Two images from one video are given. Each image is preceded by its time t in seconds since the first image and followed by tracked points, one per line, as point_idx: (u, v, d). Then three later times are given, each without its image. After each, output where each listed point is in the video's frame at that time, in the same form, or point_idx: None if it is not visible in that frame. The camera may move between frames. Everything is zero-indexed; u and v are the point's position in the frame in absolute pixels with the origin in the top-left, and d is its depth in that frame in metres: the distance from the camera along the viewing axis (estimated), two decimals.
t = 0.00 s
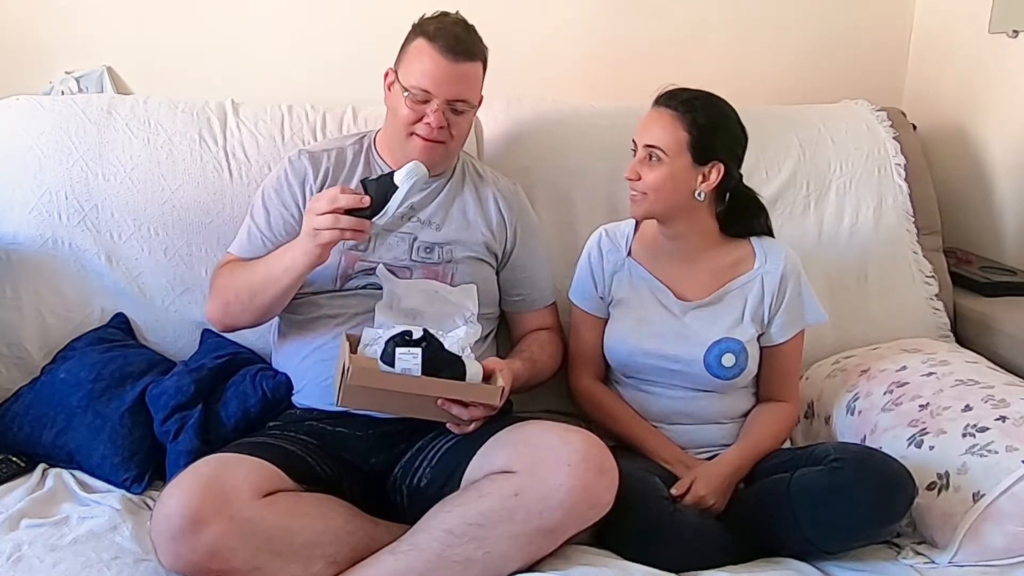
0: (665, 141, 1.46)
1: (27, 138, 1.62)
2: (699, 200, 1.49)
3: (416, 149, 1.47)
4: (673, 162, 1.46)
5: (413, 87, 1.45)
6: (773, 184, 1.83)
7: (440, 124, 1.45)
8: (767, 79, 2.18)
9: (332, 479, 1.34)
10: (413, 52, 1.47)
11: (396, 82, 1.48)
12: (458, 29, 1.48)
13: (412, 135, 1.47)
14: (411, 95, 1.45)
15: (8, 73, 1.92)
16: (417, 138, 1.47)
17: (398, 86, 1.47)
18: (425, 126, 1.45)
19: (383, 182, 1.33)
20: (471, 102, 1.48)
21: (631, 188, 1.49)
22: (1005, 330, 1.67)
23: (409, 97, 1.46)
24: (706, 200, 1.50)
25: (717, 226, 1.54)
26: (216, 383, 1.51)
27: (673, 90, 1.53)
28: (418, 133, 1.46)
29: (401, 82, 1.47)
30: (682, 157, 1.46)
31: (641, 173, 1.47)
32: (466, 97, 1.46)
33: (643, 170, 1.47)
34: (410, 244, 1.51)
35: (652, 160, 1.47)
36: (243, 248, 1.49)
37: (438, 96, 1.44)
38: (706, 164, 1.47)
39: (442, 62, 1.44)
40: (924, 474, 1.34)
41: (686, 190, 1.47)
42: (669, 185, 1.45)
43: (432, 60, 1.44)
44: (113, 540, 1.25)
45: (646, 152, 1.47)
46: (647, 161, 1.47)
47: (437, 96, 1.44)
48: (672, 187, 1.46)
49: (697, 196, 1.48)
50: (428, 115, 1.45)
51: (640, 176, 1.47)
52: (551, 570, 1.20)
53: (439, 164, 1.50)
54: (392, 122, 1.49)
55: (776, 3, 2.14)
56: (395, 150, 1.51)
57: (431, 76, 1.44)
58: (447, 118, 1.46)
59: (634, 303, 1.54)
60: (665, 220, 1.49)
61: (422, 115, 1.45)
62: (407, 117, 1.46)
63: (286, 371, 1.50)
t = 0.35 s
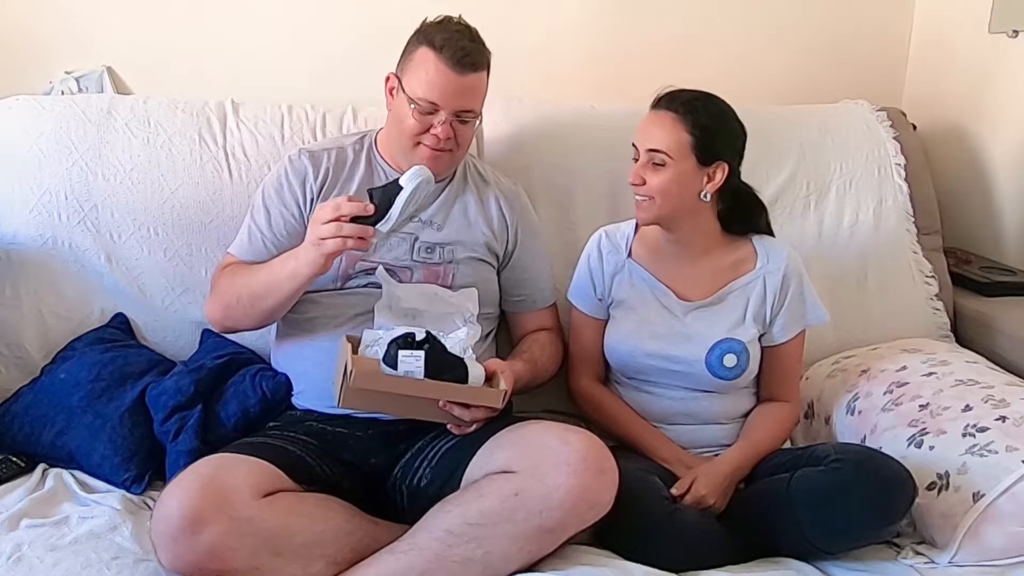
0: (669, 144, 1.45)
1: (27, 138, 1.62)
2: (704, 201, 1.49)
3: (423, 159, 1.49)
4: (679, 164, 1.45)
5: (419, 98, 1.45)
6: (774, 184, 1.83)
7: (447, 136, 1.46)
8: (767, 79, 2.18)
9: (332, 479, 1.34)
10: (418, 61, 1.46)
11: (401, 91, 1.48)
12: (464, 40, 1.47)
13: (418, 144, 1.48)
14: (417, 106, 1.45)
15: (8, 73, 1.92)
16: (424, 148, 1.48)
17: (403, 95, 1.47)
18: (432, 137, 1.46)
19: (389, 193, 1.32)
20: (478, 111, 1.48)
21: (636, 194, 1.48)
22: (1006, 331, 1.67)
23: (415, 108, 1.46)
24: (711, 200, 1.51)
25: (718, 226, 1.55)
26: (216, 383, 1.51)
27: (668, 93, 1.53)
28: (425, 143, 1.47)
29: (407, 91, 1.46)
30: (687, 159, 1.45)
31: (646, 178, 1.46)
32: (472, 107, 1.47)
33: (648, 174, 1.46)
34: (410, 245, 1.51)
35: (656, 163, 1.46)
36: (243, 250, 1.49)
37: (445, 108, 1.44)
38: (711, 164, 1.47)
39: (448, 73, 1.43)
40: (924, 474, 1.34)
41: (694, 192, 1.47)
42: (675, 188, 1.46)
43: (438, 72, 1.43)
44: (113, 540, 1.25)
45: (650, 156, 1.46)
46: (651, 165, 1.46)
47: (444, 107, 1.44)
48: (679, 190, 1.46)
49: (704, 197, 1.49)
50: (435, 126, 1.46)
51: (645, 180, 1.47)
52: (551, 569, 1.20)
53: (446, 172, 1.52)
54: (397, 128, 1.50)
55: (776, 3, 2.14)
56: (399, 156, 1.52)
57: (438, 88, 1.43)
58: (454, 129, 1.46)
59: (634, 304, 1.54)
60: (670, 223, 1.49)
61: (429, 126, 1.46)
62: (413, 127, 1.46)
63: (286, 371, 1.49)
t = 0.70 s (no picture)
0: (670, 149, 1.45)
1: (27, 138, 1.62)
2: (706, 201, 1.50)
3: (434, 158, 1.48)
4: (679, 168, 1.45)
5: (429, 97, 1.45)
6: (773, 184, 1.83)
7: (459, 133, 1.46)
8: (767, 79, 2.18)
9: (332, 479, 1.34)
10: (425, 61, 1.46)
11: (408, 91, 1.47)
12: (470, 38, 1.48)
13: (430, 144, 1.47)
14: (427, 105, 1.45)
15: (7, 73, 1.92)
16: (435, 147, 1.47)
17: (410, 95, 1.47)
18: (444, 136, 1.46)
19: (376, 176, 1.27)
20: (484, 107, 1.49)
21: (637, 199, 1.48)
22: (1006, 331, 1.67)
23: (426, 107, 1.45)
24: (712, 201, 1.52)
25: (717, 225, 1.55)
26: (216, 383, 1.51)
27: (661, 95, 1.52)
28: (437, 142, 1.47)
29: (414, 91, 1.46)
30: (688, 163, 1.46)
31: (647, 184, 1.46)
32: (481, 103, 1.48)
33: (649, 180, 1.46)
34: (410, 244, 1.51)
35: (656, 168, 1.46)
36: (241, 250, 1.49)
37: (457, 105, 1.45)
38: (712, 166, 1.48)
39: (457, 70, 1.44)
40: (924, 474, 1.34)
41: (697, 192, 1.48)
42: (678, 192, 1.46)
43: (447, 69, 1.44)
44: (113, 540, 1.25)
45: (649, 162, 1.46)
46: (651, 171, 1.46)
47: (456, 104, 1.45)
48: (682, 194, 1.46)
49: (706, 198, 1.50)
50: (447, 124, 1.46)
51: (646, 186, 1.46)
52: (551, 569, 1.20)
53: (453, 170, 1.52)
54: (404, 130, 1.48)
55: (776, 3, 2.14)
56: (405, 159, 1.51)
57: (449, 85, 1.44)
58: (465, 126, 1.47)
59: (634, 305, 1.54)
60: (672, 228, 1.50)
61: (440, 125, 1.46)
62: (424, 127, 1.46)
63: (286, 371, 1.49)
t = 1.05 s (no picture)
0: (664, 146, 1.45)
1: (27, 138, 1.62)
2: (700, 201, 1.50)
3: (450, 153, 1.49)
4: (672, 167, 1.46)
5: (444, 91, 1.45)
6: (774, 184, 1.82)
7: (476, 124, 1.48)
8: (768, 79, 2.18)
9: (331, 479, 1.34)
10: (435, 56, 1.47)
11: (418, 88, 1.47)
12: (477, 32, 1.50)
13: (445, 139, 1.48)
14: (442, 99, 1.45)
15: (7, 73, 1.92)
16: (453, 141, 1.48)
17: (421, 91, 1.47)
18: (460, 129, 1.47)
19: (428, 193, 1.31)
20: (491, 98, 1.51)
21: (631, 197, 1.48)
22: (1006, 330, 1.67)
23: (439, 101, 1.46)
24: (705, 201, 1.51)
25: (712, 223, 1.55)
26: (216, 383, 1.51)
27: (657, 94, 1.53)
28: (454, 135, 1.47)
29: (423, 87, 1.47)
30: (682, 161, 1.46)
31: (641, 181, 1.46)
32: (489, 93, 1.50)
33: (643, 177, 1.46)
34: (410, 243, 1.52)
35: (650, 165, 1.46)
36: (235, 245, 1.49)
37: (473, 96, 1.47)
38: (705, 165, 1.48)
39: (469, 62, 1.46)
40: (924, 474, 1.34)
41: (690, 192, 1.48)
42: (675, 189, 1.46)
43: (459, 60, 1.46)
44: (113, 540, 1.25)
45: (644, 158, 1.46)
46: (645, 168, 1.46)
47: (473, 95, 1.47)
48: (676, 191, 1.46)
49: (700, 197, 1.49)
50: (463, 116, 1.47)
51: (640, 183, 1.47)
52: (551, 569, 1.20)
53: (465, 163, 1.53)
54: (418, 129, 1.48)
55: (776, 4, 2.14)
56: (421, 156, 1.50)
57: (464, 77, 1.46)
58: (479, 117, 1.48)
59: (633, 308, 1.54)
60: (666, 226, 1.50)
61: (456, 117, 1.46)
62: (440, 122, 1.46)
63: (285, 371, 1.50)
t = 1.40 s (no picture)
0: (662, 145, 1.45)
1: (27, 138, 1.62)
2: (696, 196, 1.50)
3: (437, 161, 1.49)
4: (672, 166, 1.46)
5: (437, 100, 1.45)
6: (774, 183, 1.82)
7: (464, 135, 1.46)
8: (768, 79, 2.18)
9: (331, 479, 1.34)
10: (432, 62, 1.46)
11: (415, 91, 1.47)
12: (481, 43, 1.48)
13: (435, 146, 1.48)
14: (433, 106, 1.45)
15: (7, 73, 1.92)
16: (440, 149, 1.48)
17: (417, 96, 1.47)
18: (449, 138, 1.46)
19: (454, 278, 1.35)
20: (489, 109, 1.49)
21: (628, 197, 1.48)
22: (1005, 330, 1.67)
23: (432, 109, 1.46)
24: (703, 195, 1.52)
25: (701, 215, 1.53)
26: (215, 383, 1.51)
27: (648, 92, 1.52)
28: (442, 144, 1.47)
29: (421, 92, 1.46)
30: (681, 160, 1.46)
31: (640, 181, 1.46)
32: (485, 106, 1.48)
33: (642, 177, 1.46)
34: (410, 242, 1.52)
35: (648, 165, 1.46)
36: (241, 250, 1.49)
37: (461, 108, 1.45)
38: (702, 161, 1.48)
39: (465, 73, 1.44)
40: (925, 474, 1.34)
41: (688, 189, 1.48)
42: (672, 188, 1.46)
43: (454, 71, 1.44)
44: (113, 540, 1.25)
45: (641, 159, 1.46)
46: (644, 168, 1.46)
47: (461, 107, 1.45)
48: (674, 191, 1.46)
49: (697, 192, 1.50)
50: (452, 126, 1.46)
51: (638, 183, 1.46)
52: (552, 569, 1.20)
53: (455, 172, 1.52)
54: (412, 132, 1.49)
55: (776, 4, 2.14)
56: (411, 160, 1.52)
57: (457, 89, 1.44)
58: (470, 128, 1.47)
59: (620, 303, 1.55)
60: (663, 224, 1.50)
61: (446, 126, 1.46)
62: (430, 128, 1.46)
63: (286, 371, 1.50)
